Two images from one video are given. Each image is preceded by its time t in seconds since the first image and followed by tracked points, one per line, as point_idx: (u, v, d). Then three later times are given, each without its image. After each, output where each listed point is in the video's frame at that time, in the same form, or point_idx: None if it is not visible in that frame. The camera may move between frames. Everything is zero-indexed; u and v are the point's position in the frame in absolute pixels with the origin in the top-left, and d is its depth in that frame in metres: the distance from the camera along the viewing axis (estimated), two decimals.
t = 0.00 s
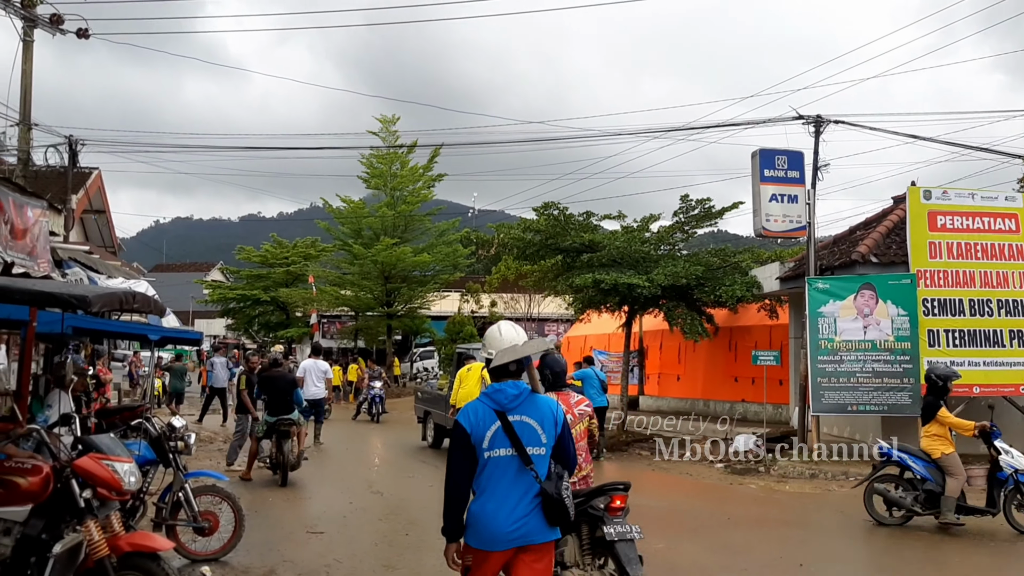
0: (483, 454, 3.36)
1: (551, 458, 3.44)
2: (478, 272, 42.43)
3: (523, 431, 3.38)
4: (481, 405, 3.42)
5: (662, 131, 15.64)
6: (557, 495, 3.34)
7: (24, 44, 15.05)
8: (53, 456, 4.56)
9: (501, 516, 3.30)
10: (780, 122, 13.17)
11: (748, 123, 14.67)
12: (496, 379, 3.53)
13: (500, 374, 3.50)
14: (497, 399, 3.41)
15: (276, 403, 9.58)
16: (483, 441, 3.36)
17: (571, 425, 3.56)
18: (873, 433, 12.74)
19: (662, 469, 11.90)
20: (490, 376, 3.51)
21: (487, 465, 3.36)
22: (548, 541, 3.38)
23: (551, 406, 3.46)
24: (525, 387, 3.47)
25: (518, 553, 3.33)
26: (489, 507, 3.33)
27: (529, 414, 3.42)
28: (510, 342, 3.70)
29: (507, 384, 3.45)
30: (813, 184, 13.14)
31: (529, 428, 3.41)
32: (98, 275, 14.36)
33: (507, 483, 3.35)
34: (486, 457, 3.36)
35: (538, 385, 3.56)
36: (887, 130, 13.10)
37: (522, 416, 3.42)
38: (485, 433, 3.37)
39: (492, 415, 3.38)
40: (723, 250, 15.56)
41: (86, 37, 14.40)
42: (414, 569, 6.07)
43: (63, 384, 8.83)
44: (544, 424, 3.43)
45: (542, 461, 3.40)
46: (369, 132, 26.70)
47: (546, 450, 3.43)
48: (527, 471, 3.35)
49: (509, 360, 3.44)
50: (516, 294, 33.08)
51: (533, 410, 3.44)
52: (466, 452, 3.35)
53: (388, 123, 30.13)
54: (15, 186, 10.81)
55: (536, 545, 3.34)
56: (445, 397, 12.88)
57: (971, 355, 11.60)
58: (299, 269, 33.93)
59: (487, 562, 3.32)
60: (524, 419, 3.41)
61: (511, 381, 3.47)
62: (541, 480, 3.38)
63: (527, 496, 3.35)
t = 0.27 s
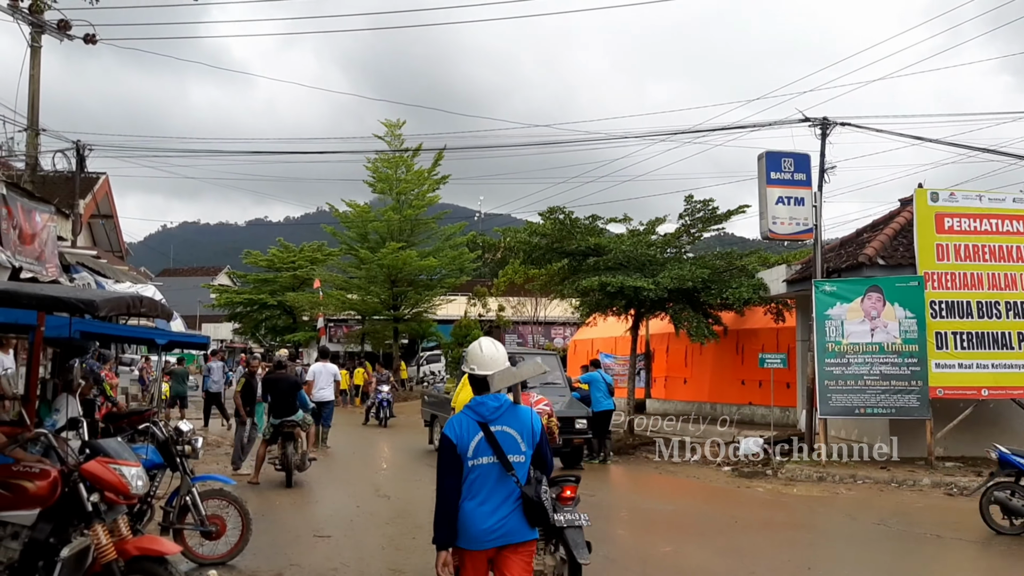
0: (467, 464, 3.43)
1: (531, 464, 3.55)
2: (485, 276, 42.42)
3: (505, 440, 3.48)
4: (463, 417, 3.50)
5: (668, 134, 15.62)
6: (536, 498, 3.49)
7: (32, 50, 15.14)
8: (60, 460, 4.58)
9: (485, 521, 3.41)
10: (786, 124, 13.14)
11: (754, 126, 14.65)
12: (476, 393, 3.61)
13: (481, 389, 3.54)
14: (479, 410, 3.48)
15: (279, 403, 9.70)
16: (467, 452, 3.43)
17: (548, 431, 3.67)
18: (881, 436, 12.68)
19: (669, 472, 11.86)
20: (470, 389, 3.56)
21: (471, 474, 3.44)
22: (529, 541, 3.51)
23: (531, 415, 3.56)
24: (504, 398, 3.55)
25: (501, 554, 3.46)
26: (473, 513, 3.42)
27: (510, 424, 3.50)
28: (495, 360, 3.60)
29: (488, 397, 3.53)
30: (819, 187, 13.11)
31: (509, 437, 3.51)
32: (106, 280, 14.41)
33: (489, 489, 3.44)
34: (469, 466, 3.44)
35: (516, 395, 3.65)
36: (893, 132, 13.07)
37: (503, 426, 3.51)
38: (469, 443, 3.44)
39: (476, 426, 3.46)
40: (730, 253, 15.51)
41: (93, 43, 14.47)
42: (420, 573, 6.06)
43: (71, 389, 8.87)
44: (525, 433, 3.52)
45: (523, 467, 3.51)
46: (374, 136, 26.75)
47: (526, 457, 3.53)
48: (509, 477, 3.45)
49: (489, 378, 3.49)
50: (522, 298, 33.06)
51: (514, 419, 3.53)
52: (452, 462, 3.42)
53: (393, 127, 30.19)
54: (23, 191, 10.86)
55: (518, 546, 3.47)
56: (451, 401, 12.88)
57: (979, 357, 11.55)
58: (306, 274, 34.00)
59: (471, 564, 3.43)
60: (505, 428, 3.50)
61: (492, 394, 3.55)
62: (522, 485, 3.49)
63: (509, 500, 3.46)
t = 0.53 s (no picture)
0: (451, 445, 3.78)
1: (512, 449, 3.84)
2: (487, 275, 42.35)
3: (486, 424, 3.80)
4: (451, 402, 3.85)
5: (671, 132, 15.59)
6: (513, 481, 3.76)
7: (34, 48, 15.12)
8: (62, 458, 4.55)
9: (463, 498, 3.71)
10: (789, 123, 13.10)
11: (756, 124, 14.63)
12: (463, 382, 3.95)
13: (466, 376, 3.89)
14: (464, 396, 3.83)
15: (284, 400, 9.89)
16: (451, 433, 3.78)
17: (530, 419, 3.96)
18: (885, 435, 12.63)
19: (671, 471, 11.85)
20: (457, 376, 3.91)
21: (454, 455, 3.78)
22: (507, 521, 3.79)
23: (512, 403, 3.87)
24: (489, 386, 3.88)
25: (481, 531, 3.75)
26: (454, 491, 3.74)
27: (492, 409, 3.82)
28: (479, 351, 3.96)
29: (473, 384, 3.87)
30: (822, 185, 13.07)
31: (491, 421, 3.82)
32: (107, 278, 14.41)
33: (470, 470, 3.76)
34: (453, 447, 3.78)
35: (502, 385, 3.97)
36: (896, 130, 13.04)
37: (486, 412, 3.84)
38: (453, 426, 3.79)
39: (459, 411, 3.80)
40: (732, 252, 15.47)
41: (95, 42, 14.46)
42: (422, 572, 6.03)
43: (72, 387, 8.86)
44: (504, 419, 3.83)
45: (503, 450, 3.80)
46: (376, 134, 26.72)
47: (507, 441, 3.83)
48: (489, 458, 3.76)
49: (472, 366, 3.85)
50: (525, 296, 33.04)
51: (496, 406, 3.85)
52: (437, 443, 3.77)
53: (393, 125, 30.14)
54: (25, 189, 10.85)
55: (496, 525, 3.75)
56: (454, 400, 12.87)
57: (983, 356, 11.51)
58: (308, 272, 33.99)
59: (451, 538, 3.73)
60: (488, 413, 3.82)
61: (478, 381, 3.89)
62: (502, 467, 3.78)
63: (488, 481, 3.76)
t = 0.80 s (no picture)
0: (443, 445, 3.98)
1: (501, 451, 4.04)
2: (488, 271, 42.32)
3: (477, 427, 3.99)
4: (444, 405, 4.03)
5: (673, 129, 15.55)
6: (502, 482, 3.95)
7: (36, 43, 15.11)
8: (62, 453, 4.54)
9: (454, 497, 3.91)
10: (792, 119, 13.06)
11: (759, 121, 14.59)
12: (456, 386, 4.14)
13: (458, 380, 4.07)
14: (456, 400, 4.01)
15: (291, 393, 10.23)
16: (443, 435, 3.96)
17: (518, 422, 4.15)
18: (887, 432, 12.60)
19: (672, 468, 11.84)
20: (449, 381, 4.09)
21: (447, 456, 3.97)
22: (494, 518, 4.01)
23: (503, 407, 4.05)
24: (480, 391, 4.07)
25: (469, 527, 3.97)
26: (445, 490, 3.94)
27: (483, 413, 4.01)
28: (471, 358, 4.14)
29: (465, 389, 4.06)
30: (824, 182, 13.03)
31: (481, 424, 4.02)
32: (109, 274, 14.41)
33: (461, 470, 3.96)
34: (445, 448, 3.97)
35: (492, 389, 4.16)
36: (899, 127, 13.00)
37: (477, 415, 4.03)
38: (446, 428, 3.97)
39: (452, 413, 3.99)
40: (734, 249, 15.44)
41: (96, 36, 14.43)
42: (423, 568, 6.03)
43: (73, 382, 8.86)
44: (494, 423, 4.02)
45: (492, 452, 3.99)
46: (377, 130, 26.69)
47: (496, 443, 4.02)
48: (478, 459, 3.96)
49: (463, 371, 4.04)
50: (526, 293, 33.06)
51: (486, 410, 4.04)
52: (430, 443, 3.97)
53: (394, 121, 30.08)
54: (26, 184, 10.84)
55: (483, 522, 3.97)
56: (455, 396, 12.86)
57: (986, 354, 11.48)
58: (309, 268, 33.99)
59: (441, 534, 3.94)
60: (479, 417, 4.01)
61: (470, 385, 4.08)
62: (491, 468, 3.98)
63: (476, 481, 3.96)
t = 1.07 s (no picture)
0: (437, 428, 4.38)
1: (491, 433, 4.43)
2: (488, 269, 42.30)
3: (469, 412, 4.39)
4: (439, 392, 4.45)
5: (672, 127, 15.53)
6: (492, 459, 4.35)
7: (35, 39, 15.07)
8: (61, 450, 4.51)
9: (447, 475, 4.31)
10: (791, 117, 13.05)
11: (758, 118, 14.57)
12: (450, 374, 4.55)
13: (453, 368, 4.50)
14: (449, 387, 4.42)
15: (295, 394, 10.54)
16: (438, 419, 4.38)
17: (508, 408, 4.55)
18: (886, 430, 12.58)
19: (672, 465, 11.85)
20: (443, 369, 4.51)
21: (441, 437, 4.37)
22: (487, 496, 4.38)
23: (493, 393, 4.45)
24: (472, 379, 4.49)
25: (462, 503, 4.36)
26: (440, 469, 4.34)
27: (474, 398, 4.42)
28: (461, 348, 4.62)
29: (457, 376, 4.48)
30: (824, 180, 13.02)
31: (473, 409, 4.43)
32: (108, 270, 14.39)
33: (454, 451, 4.36)
34: (440, 431, 4.38)
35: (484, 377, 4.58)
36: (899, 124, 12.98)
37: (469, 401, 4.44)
38: (440, 412, 4.39)
39: (446, 399, 4.40)
40: (735, 247, 15.31)
41: (95, 32, 14.40)
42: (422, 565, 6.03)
43: (72, 379, 8.86)
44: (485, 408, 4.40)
45: (483, 434, 4.39)
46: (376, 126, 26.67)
47: (487, 426, 4.42)
48: (470, 441, 4.36)
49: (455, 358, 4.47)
50: (526, 290, 33.09)
51: (478, 396, 4.45)
52: (426, 426, 4.38)
53: (394, 117, 30.03)
54: (26, 180, 10.83)
55: (476, 499, 4.34)
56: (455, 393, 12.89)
57: (986, 352, 11.49)
58: (308, 265, 33.96)
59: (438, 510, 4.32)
60: (471, 402, 4.42)
61: (462, 373, 4.50)
62: (482, 448, 4.38)
63: (469, 461, 4.35)
